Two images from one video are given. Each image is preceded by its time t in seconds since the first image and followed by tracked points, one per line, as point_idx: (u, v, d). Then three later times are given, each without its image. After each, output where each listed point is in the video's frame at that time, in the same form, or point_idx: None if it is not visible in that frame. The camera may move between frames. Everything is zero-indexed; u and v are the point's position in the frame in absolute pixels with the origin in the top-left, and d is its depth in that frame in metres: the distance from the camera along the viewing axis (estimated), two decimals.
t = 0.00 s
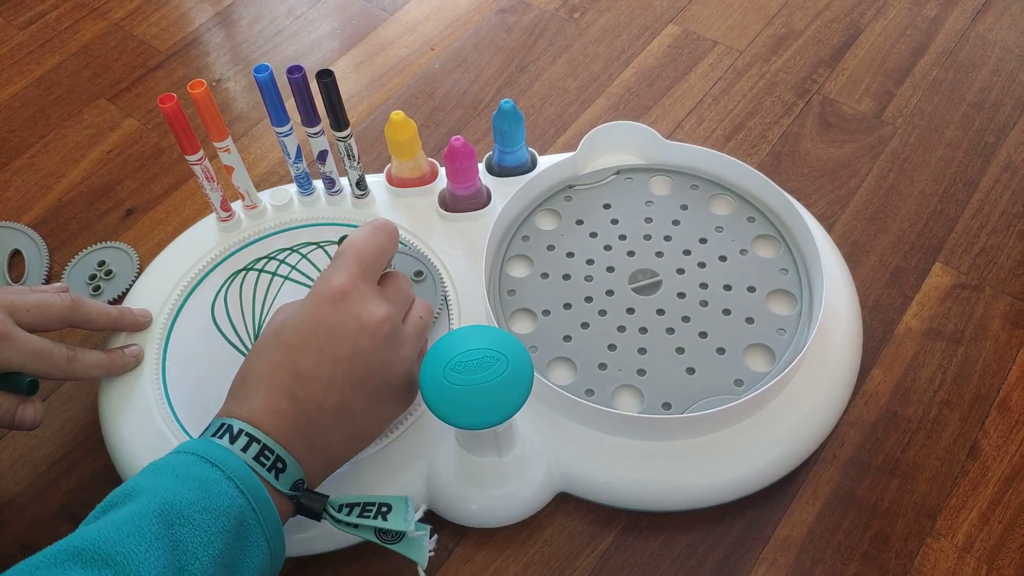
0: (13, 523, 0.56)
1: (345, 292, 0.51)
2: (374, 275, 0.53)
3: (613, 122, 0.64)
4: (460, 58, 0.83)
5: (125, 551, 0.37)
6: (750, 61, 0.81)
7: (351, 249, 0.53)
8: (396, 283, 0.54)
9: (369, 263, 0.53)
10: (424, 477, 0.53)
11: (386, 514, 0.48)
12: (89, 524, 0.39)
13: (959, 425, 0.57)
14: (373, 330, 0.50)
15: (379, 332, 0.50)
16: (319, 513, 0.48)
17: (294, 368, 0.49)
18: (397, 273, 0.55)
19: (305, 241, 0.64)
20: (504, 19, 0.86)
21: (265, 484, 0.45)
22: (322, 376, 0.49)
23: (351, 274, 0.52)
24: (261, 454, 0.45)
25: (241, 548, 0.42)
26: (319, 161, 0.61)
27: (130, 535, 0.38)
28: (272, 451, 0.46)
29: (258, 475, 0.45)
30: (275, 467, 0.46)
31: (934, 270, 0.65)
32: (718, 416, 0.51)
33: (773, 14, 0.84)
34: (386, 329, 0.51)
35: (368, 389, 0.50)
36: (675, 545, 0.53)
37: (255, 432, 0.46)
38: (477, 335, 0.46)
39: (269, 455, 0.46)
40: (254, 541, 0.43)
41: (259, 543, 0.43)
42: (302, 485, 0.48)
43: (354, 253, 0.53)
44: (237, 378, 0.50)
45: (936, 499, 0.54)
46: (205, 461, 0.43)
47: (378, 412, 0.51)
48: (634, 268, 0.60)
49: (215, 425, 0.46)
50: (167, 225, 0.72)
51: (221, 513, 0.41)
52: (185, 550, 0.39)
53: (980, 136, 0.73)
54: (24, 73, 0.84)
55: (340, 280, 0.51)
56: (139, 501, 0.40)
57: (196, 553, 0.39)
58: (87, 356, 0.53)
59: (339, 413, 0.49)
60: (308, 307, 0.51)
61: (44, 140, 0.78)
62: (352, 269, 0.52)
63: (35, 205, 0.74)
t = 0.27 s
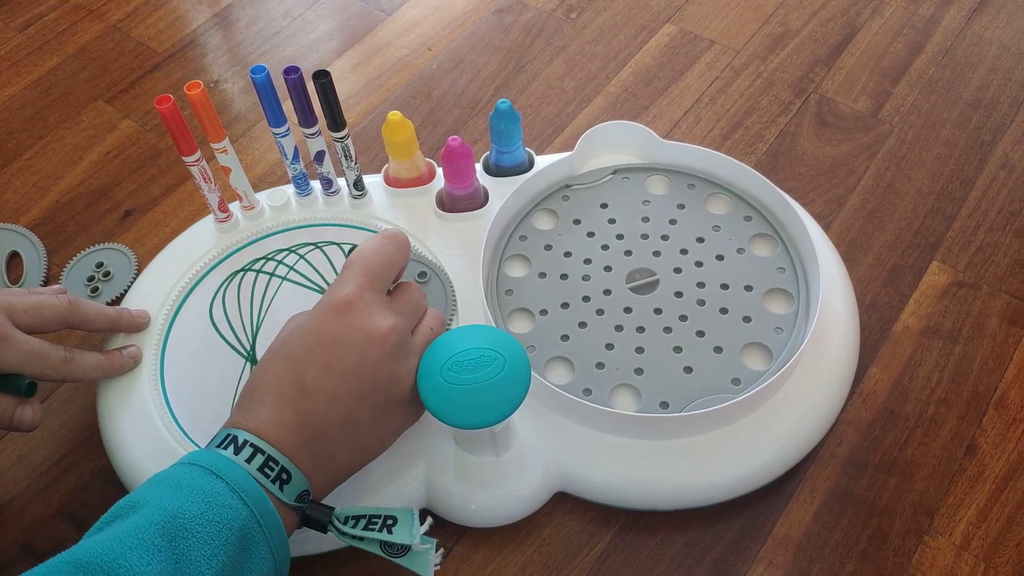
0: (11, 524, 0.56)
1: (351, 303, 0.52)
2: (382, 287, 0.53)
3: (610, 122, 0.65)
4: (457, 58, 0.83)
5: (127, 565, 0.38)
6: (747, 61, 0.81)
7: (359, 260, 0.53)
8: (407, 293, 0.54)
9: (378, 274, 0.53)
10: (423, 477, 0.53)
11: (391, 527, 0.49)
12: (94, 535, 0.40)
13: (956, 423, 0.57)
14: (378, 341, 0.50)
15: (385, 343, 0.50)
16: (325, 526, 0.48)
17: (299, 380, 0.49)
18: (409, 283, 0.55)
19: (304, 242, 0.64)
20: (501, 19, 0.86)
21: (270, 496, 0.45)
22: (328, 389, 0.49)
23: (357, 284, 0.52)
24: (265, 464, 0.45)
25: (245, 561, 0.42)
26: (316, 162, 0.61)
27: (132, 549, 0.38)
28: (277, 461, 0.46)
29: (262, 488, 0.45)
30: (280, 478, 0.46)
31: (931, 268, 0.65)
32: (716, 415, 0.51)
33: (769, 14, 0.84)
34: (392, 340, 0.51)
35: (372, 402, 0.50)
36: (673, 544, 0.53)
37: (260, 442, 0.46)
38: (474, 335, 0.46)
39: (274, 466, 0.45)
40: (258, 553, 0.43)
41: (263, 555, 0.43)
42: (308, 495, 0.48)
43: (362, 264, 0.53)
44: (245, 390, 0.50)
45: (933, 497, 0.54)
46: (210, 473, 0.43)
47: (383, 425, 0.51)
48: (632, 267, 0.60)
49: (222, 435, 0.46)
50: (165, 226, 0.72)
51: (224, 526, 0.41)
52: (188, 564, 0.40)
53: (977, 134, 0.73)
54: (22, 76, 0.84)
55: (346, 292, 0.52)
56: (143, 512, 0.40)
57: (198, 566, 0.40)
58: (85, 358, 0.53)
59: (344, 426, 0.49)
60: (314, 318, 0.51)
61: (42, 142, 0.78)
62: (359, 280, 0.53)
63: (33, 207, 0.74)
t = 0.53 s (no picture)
0: (12, 523, 0.56)
1: (353, 308, 0.51)
2: (384, 291, 0.53)
3: (613, 123, 0.64)
4: (460, 59, 0.83)
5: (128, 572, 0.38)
6: (749, 62, 0.81)
7: (362, 264, 0.53)
8: (410, 297, 0.53)
9: (380, 278, 0.52)
10: (424, 477, 0.53)
11: (390, 532, 0.49)
12: (94, 541, 0.40)
13: (959, 425, 0.57)
14: (381, 348, 0.50)
15: (387, 350, 0.50)
16: (325, 531, 0.48)
17: (301, 385, 0.49)
18: (411, 286, 0.54)
19: (305, 242, 0.64)
20: (504, 20, 0.86)
21: (270, 501, 0.45)
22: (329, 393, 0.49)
23: (360, 289, 0.52)
24: (265, 470, 0.45)
25: (245, 568, 0.42)
26: (319, 162, 0.61)
27: (133, 556, 0.38)
28: (277, 467, 0.46)
29: (262, 493, 0.45)
30: (279, 483, 0.46)
31: (934, 270, 0.65)
32: (718, 416, 0.51)
33: (772, 15, 0.84)
34: (394, 347, 0.51)
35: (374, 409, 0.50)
36: (674, 545, 0.53)
37: (260, 448, 0.46)
38: (476, 336, 0.46)
39: (273, 472, 0.46)
40: (258, 560, 0.43)
41: (263, 562, 0.43)
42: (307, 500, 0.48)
43: (365, 268, 0.52)
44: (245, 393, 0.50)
45: (935, 500, 0.54)
46: (215, 480, 0.43)
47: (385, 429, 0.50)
48: (634, 268, 0.60)
49: (221, 439, 0.46)
50: (167, 225, 0.72)
51: (225, 533, 0.41)
52: (188, 571, 0.40)
53: (979, 136, 0.73)
54: (24, 74, 0.84)
55: (348, 296, 0.52)
56: (144, 518, 0.40)
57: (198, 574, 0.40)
58: (86, 357, 0.53)
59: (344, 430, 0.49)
60: (316, 323, 0.51)
61: (44, 141, 0.78)
62: (361, 284, 0.52)
63: (35, 206, 0.74)
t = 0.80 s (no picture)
0: (13, 522, 0.56)
1: (354, 317, 0.51)
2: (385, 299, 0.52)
3: (614, 123, 0.65)
4: (461, 59, 0.83)
5: None
6: (750, 63, 0.81)
7: (363, 272, 0.52)
8: (410, 303, 0.53)
9: (381, 287, 0.52)
10: (425, 476, 0.53)
11: (389, 541, 0.49)
12: (94, 547, 0.40)
13: (959, 425, 0.57)
14: (381, 357, 0.50)
15: (388, 360, 0.50)
16: (323, 537, 0.48)
17: (303, 388, 0.49)
18: (411, 290, 0.54)
19: (307, 242, 0.64)
20: (505, 21, 0.86)
21: (270, 507, 0.45)
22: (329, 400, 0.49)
23: (361, 297, 0.51)
24: (266, 476, 0.45)
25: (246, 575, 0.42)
26: (320, 162, 0.61)
27: (138, 562, 0.38)
28: (278, 473, 0.46)
29: (263, 500, 0.45)
30: (280, 490, 0.46)
31: (934, 271, 0.65)
32: (719, 416, 0.51)
33: (773, 16, 0.84)
34: (395, 356, 0.50)
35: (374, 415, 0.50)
36: (675, 545, 0.53)
37: (260, 454, 0.46)
38: (479, 336, 0.46)
39: (274, 478, 0.46)
40: (259, 567, 0.43)
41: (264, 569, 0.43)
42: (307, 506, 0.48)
43: (367, 275, 0.52)
44: (245, 394, 0.50)
45: (935, 500, 0.54)
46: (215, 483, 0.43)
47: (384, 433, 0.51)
48: (635, 268, 0.60)
49: (222, 443, 0.46)
50: (168, 225, 0.72)
51: (227, 539, 0.41)
52: None
53: (979, 137, 0.73)
54: (26, 74, 0.84)
55: (349, 304, 0.51)
56: (145, 526, 0.40)
57: None
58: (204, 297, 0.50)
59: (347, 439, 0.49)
60: (317, 330, 0.51)
61: (46, 140, 0.78)
62: (362, 292, 0.51)
63: (37, 205, 0.74)
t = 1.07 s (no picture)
0: (13, 522, 0.56)
1: (268, 349, 0.37)
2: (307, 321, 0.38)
3: (615, 124, 0.65)
4: (461, 60, 0.83)
5: None
6: (751, 63, 0.81)
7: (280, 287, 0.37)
8: (344, 322, 0.40)
9: (304, 307, 0.38)
10: (425, 476, 0.53)
11: None
12: None
13: (959, 426, 0.57)
14: (307, 399, 0.37)
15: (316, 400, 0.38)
16: None
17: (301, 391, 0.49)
18: (339, 293, 0.41)
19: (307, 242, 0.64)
20: (506, 21, 0.86)
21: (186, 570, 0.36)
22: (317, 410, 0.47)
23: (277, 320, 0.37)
24: (180, 537, 0.35)
25: None
26: (321, 162, 0.61)
27: None
28: (194, 530, 0.35)
29: (177, 566, 0.35)
30: (198, 548, 0.36)
31: (935, 271, 0.65)
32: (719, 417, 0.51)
33: (773, 17, 0.84)
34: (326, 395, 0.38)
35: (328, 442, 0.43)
36: (675, 546, 0.53)
37: (172, 509, 0.35)
38: (479, 337, 0.46)
39: (190, 536, 0.35)
40: None
41: None
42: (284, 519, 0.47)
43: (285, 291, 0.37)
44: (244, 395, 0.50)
45: (936, 501, 0.54)
46: (97, 557, 0.34)
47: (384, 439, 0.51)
48: (636, 269, 0.60)
49: (122, 498, 0.35)
50: (169, 225, 0.72)
51: None
52: None
53: (980, 138, 0.73)
54: (27, 74, 0.84)
55: (261, 332, 0.37)
56: None
57: None
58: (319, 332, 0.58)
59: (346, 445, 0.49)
60: (216, 365, 0.36)
61: (46, 140, 0.78)
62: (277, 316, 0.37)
63: (37, 206, 0.74)
